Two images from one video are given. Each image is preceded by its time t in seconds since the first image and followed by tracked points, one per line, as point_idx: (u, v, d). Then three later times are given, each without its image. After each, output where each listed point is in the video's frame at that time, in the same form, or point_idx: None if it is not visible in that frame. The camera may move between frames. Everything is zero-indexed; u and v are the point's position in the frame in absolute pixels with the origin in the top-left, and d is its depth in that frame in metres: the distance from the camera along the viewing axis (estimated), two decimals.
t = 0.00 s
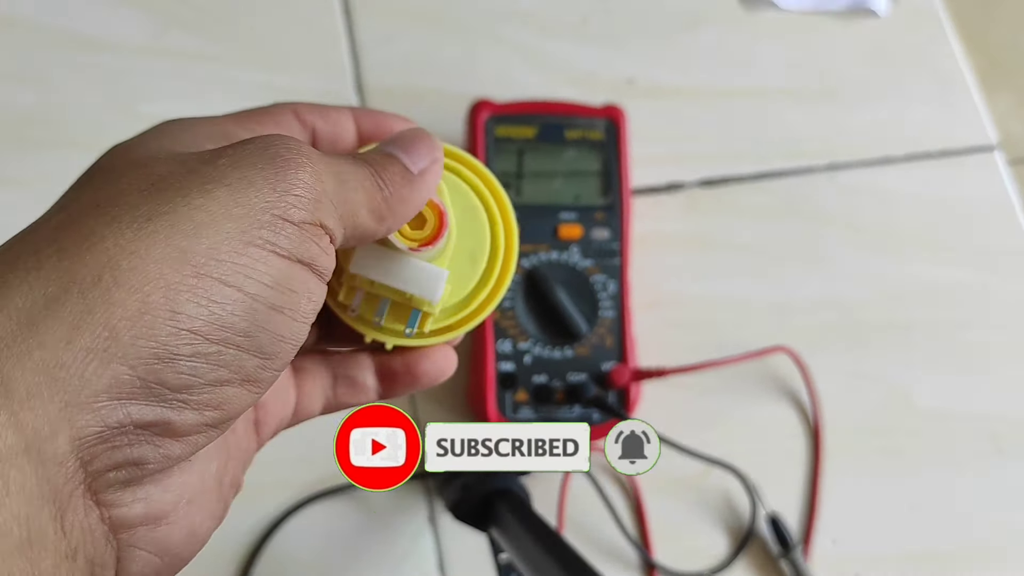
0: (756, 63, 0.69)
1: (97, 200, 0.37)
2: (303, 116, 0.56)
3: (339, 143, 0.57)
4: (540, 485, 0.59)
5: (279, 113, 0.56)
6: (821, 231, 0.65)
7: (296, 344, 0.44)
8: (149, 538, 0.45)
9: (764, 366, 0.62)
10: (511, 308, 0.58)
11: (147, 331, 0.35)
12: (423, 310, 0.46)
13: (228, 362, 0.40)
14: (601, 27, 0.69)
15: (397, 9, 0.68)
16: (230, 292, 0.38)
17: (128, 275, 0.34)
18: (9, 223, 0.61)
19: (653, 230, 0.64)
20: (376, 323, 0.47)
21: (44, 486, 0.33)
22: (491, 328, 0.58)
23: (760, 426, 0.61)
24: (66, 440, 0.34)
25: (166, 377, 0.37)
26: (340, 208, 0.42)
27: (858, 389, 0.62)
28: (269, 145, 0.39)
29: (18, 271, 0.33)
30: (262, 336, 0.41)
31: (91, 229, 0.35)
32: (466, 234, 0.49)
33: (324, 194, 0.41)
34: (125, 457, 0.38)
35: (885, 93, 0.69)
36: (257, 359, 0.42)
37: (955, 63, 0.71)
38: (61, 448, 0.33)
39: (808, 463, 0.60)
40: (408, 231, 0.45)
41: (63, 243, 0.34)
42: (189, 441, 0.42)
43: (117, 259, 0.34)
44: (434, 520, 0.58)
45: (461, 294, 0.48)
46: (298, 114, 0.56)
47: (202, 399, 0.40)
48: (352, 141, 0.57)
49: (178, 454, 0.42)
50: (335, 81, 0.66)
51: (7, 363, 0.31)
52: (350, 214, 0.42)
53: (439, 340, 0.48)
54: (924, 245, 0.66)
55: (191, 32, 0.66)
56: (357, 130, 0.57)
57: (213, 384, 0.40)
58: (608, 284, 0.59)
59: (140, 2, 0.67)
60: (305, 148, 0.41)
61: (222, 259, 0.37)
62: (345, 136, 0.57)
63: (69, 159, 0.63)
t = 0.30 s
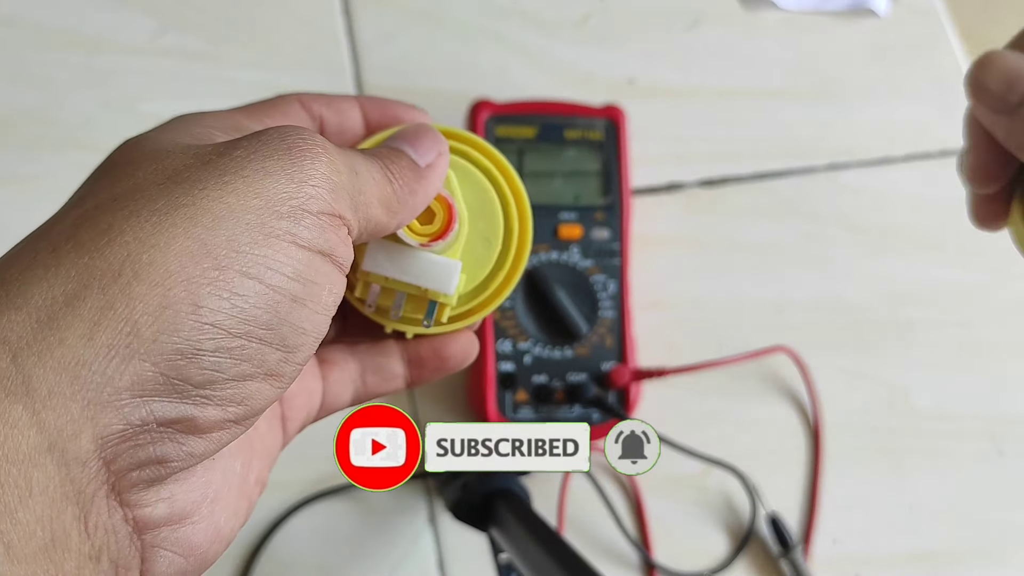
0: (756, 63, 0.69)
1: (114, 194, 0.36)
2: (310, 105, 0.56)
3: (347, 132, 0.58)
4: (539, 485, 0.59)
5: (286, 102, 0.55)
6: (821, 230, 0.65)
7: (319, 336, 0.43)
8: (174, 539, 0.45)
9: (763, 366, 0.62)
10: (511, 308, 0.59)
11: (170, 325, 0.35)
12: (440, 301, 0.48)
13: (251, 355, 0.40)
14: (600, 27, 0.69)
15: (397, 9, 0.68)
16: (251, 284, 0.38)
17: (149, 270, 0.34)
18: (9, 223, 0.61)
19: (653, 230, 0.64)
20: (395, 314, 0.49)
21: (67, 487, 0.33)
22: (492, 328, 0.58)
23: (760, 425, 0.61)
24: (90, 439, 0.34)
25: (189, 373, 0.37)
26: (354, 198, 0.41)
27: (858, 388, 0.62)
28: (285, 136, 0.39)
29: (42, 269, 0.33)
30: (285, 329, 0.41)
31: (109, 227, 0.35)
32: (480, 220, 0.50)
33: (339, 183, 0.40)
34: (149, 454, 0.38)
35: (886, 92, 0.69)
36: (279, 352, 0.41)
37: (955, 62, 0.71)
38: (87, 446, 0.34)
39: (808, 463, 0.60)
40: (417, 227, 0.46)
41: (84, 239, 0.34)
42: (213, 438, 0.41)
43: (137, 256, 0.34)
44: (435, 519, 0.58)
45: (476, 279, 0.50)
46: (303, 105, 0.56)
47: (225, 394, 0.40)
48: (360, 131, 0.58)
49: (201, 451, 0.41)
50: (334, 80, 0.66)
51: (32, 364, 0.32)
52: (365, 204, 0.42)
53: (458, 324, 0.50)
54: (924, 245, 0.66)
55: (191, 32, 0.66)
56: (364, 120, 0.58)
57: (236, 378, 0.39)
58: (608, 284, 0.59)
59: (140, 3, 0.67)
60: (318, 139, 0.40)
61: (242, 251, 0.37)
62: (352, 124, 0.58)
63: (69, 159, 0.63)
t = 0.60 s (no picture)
0: (756, 63, 0.69)
1: (132, 249, 0.39)
2: (302, 134, 0.54)
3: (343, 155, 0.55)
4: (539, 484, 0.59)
5: (278, 139, 0.53)
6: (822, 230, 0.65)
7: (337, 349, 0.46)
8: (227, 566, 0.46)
9: (763, 366, 0.62)
10: (511, 308, 0.58)
11: (196, 357, 0.38)
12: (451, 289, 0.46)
13: (274, 374, 0.42)
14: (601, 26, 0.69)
15: (397, 9, 0.68)
16: (265, 310, 0.41)
17: (170, 310, 0.37)
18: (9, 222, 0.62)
19: (653, 231, 0.64)
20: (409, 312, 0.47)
21: (125, 517, 0.37)
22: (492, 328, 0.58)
23: (760, 425, 0.61)
24: (140, 472, 0.37)
25: (219, 400, 0.40)
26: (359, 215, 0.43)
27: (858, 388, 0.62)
28: (276, 164, 0.41)
29: (81, 322, 0.37)
30: (304, 346, 0.43)
31: (133, 277, 0.38)
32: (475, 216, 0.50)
33: (337, 203, 0.42)
34: (197, 482, 0.40)
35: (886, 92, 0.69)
36: (302, 368, 0.44)
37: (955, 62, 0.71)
38: (139, 480, 0.37)
39: (808, 463, 0.60)
40: (410, 215, 0.45)
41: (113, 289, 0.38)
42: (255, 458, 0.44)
43: (160, 299, 0.37)
44: (434, 519, 0.58)
45: (483, 274, 0.49)
46: (298, 135, 0.54)
47: (256, 414, 0.42)
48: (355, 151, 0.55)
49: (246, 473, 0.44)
50: (335, 80, 0.66)
51: (78, 407, 0.35)
52: (362, 206, 0.43)
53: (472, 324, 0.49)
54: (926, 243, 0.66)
55: (191, 32, 0.66)
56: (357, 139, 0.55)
57: (264, 397, 0.42)
58: (607, 284, 0.59)
59: (140, 3, 0.67)
60: (313, 163, 0.42)
61: (253, 281, 0.40)
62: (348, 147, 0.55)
63: (69, 160, 0.63)
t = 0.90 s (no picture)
0: (755, 64, 0.69)
1: (214, 300, 0.38)
2: (353, 147, 0.50)
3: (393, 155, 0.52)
4: (539, 485, 0.59)
5: (327, 155, 0.49)
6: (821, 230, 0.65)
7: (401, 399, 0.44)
8: None
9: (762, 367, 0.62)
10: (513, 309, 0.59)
11: (284, 412, 0.36)
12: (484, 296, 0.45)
13: (353, 424, 0.40)
14: (600, 26, 0.69)
15: (397, 9, 0.68)
16: (344, 366, 0.39)
17: (255, 368, 0.36)
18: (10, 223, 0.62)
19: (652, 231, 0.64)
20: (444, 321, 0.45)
21: (220, 562, 0.36)
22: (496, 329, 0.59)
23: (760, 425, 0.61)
24: (233, 520, 0.35)
25: (306, 450, 0.38)
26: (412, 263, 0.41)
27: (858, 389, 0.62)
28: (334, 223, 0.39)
29: (174, 377, 0.36)
30: (381, 398, 0.41)
31: (221, 333, 0.36)
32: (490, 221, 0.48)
33: (394, 253, 0.40)
34: (281, 529, 0.39)
35: (886, 92, 0.69)
36: (378, 418, 0.42)
37: (955, 62, 0.71)
38: (232, 527, 0.35)
39: (808, 463, 0.60)
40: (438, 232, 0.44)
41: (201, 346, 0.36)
42: (335, 500, 0.42)
43: (247, 356, 0.36)
44: (435, 519, 0.58)
45: (505, 273, 0.47)
46: (346, 149, 0.50)
47: (340, 461, 0.40)
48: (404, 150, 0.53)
49: (325, 515, 0.42)
50: (335, 79, 0.66)
51: (179, 461, 0.34)
52: (412, 261, 0.41)
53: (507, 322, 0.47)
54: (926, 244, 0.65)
55: (191, 32, 0.66)
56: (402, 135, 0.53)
57: (345, 446, 0.40)
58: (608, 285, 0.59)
59: (140, 3, 0.67)
60: (363, 215, 0.40)
61: (330, 337, 0.38)
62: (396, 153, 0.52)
63: (69, 160, 0.63)
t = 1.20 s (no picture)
0: (755, 64, 0.69)
1: (243, 325, 0.37)
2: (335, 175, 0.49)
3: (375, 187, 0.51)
4: (539, 484, 0.59)
5: (314, 183, 0.49)
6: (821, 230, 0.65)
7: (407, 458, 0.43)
8: None
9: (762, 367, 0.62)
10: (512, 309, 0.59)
11: (297, 448, 0.35)
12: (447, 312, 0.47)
13: (361, 472, 0.39)
14: (600, 26, 0.69)
15: (397, 9, 0.68)
16: (363, 414, 0.37)
17: (276, 405, 0.35)
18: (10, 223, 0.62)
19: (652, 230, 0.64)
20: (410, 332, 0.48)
21: None
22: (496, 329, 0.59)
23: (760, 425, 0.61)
24: (229, 539, 0.34)
25: (311, 487, 0.37)
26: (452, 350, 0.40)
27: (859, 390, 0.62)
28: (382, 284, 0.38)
29: (195, 395, 0.34)
30: (392, 446, 0.40)
31: (247, 360, 0.36)
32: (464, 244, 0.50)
33: (440, 326, 0.39)
34: (272, 555, 0.37)
35: (885, 92, 0.69)
36: (384, 466, 0.40)
37: (954, 62, 0.71)
38: (226, 547, 0.34)
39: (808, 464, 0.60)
40: (411, 244, 0.46)
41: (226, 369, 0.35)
42: (327, 536, 0.41)
43: (270, 391, 0.35)
44: (435, 519, 0.58)
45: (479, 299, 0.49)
46: (332, 177, 0.49)
47: (339, 502, 0.39)
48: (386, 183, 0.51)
49: (313, 548, 0.41)
50: (335, 79, 0.66)
51: (187, 480, 0.33)
52: (460, 351, 0.40)
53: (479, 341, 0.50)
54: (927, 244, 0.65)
55: (190, 32, 0.66)
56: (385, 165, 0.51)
57: (348, 489, 0.39)
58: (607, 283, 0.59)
59: (139, 2, 0.67)
60: (426, 288, 0.39)
61: (355, 387, 0.37)
62: (380, 182, 0.51)
63: (69, 160, 0.63)
